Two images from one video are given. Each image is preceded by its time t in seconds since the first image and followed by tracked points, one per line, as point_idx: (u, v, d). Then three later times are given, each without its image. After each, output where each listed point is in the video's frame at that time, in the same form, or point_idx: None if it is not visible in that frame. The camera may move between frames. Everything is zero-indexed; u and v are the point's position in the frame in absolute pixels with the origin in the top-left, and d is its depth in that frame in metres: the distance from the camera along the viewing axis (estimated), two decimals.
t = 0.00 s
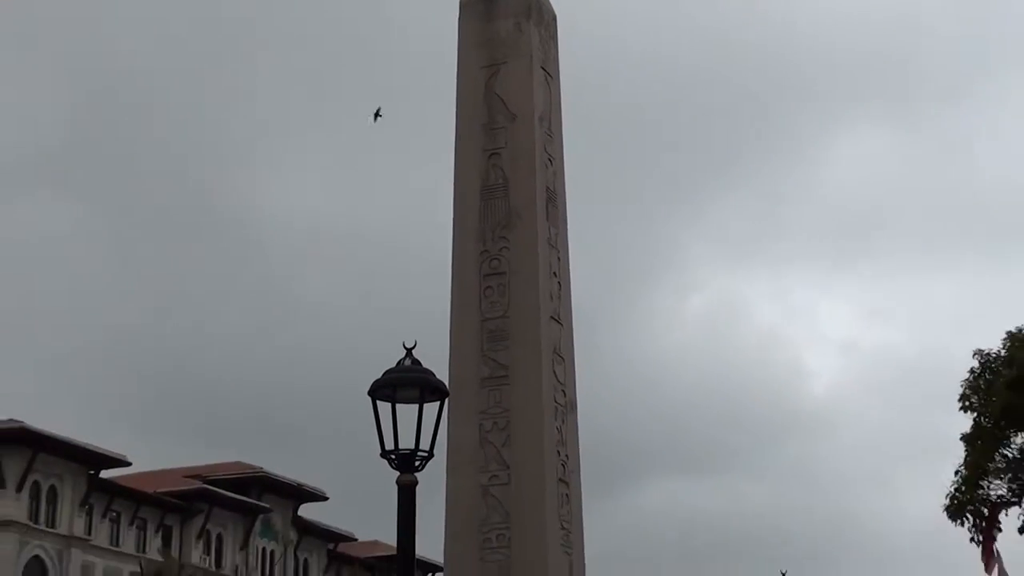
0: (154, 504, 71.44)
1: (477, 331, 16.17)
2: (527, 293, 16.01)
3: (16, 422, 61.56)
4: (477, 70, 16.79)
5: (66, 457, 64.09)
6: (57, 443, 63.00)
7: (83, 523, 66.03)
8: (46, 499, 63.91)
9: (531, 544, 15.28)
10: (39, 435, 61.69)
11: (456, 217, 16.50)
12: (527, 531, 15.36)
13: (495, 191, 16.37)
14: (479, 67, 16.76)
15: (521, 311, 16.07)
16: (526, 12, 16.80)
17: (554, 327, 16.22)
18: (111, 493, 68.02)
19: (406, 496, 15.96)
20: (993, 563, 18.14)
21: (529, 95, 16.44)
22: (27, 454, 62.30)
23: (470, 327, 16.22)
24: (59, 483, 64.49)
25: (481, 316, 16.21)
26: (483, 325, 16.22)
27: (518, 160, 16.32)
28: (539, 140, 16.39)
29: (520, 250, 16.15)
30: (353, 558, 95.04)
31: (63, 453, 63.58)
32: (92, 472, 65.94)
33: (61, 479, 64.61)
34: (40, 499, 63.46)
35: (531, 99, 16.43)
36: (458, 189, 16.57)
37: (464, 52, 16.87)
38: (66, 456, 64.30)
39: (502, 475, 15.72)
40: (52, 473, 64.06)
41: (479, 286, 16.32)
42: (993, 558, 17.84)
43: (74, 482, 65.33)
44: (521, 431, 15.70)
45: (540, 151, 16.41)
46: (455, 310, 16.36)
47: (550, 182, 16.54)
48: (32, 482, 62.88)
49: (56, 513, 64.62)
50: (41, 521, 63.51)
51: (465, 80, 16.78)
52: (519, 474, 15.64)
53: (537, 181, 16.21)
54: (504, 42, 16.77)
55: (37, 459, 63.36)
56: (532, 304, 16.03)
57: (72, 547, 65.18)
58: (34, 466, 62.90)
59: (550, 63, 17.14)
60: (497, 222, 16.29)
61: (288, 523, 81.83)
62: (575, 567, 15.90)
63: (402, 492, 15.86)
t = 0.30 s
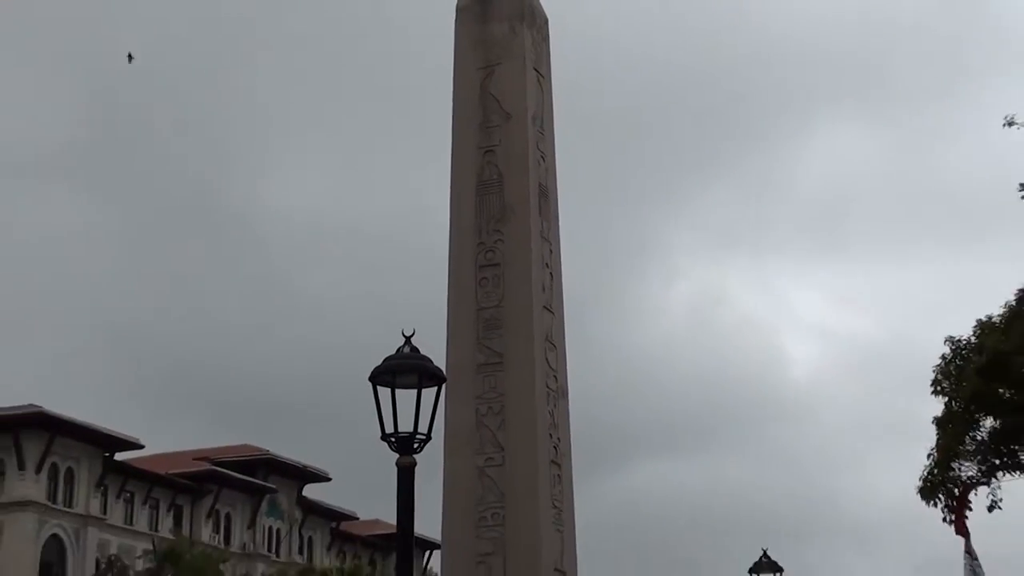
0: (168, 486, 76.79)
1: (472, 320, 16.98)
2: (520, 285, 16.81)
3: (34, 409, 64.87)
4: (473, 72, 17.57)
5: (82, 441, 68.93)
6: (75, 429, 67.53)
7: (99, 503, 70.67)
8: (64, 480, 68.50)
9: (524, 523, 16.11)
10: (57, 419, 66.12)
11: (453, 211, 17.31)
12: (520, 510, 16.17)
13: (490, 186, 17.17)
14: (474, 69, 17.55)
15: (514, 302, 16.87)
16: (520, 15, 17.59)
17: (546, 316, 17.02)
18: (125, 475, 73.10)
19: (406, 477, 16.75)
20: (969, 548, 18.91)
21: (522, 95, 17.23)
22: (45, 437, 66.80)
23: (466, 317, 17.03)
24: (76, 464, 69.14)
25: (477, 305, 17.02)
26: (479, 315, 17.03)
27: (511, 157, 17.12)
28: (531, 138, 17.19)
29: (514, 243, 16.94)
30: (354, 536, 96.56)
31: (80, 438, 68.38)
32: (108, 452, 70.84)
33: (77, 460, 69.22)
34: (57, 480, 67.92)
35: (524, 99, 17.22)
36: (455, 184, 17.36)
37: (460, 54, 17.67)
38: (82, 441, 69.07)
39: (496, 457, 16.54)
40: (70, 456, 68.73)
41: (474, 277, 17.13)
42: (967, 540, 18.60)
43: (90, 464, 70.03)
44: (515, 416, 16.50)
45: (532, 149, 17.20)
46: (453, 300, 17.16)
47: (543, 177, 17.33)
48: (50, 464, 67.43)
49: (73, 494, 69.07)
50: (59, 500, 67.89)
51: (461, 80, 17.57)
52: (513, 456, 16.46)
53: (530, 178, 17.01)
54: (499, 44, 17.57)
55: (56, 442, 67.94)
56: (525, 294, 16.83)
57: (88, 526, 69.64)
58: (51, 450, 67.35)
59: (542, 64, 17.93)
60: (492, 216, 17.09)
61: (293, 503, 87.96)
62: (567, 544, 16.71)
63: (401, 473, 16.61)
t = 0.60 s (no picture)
0: (183, 465, 77.85)
1: (472, 308, 17.81)
2: (518, 274, 17.66)
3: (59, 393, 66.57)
4: (473, 71, 18.41)
5: (103, 423, 70.28)
6: (95, 412, 68.89)
7: (117, 482, 72.07)
8: (85, 460, 69.87)
9: (520, 501, 16.98)
10: (77, 402, 67.55)
11: (453, 204, 18.14)
12: (518, 489, 17.03)
13: (489, 181, 18.01)
14: (474, 68, 18.39)
15: (512, 290, 17.71)
16: (518, 18, 18.44)
17: (542, 304, 17.88)
18: (143, 455, 74.41)
19: (408, 456, 17.67)
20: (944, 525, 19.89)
21: (519, 94, 18.08)
22: (68, 419, 68.27)
23: (465, 305, 17.87)
24: (97, 446, 70.59)
25: (476, 294, 17.86)
26: (479, 303, 17.87)
27: (509, 152, 17.97)
28: (528, 135, 18.04)
29: (511, 235, 17.78)
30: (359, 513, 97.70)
31: (101, 420, 69.76)
32: (127, 435, 72.31)
33: (98, 442, 70.66)
34: (79, 460, 69.27)
35: (521, 98, 18.07)
36: (455, 179, 18.21)
37: (461, 53, 18.51)
38: (101, 423, 70.40)
39: (494, 438, 17.40)
40: (90, 438, 70.07)
41: (474, 267, 17.97)
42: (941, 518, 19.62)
43: (110, 446, 71.52)
44: (513, 400, 17.34)
45: (530, 145, 18.05)
46: (453, 288, 18.00)
47: (539, 172, 18.18)
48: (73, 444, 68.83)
49: (94, 473, 70.41)
50: (81, 479, 69.30)
51: (462, 78, 18.40)
52: (511, 437, 17.30)
53: (526, 172, 17.85)
54: (497, 45, 18.41)
55: (78, 424, 69.32)
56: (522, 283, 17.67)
57: (107, 503, 70.98)
58: (74, 431, 68.78)
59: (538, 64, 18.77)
60: (491, 209, 17.93)
61: (301, 481, 88.98)
62: (561, 521, 17.61)
63: (404, 453, 17.55)
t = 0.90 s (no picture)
0: (201, 447, 78.78)
1: (477, 297, 18.53)
2: (520, 265, 18.39)
3: (85, 378, 67.47)
4: (478, 72, 19.25)
5: (126, 406, 71.24)
6: (120, 396, 69.82)
7: (139, 463, 73.04)
8: (108, 443, 70.72)
9: (523, 480, 17.62)
10: (102, 386, 68.50)
11: (459, 198, 18.92)
12: (521, 469, 17.67)
13: (493, 177, 18.82)
14: (480, 69, 19.23)
15: (514, 280, 18.44)
16: (521, 21, 19.28)
17: (543, 295, 18.60)
18: (163, 436, 75.34)
19: (417, 439, 18.45)
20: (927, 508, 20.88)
21: (522, 93, 18.92)
22: (92, 403, 69.13)
23: (471, 295, 18.62)
24: (119, 429, 71.46)
25: (481, 284, 18.58)
26: (483, 292, 18.59)
27: (513, 149, 18.79)
28: (530, 133, 18.86)
29: (514, 227, 18.54)
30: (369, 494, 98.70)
31: (124, 403, 70.68)
32: (148, 418, 73.26)
33: (120, 426, 71.54)
34: (103, 442, 70.17)
35: (524, 96, 18.91)
36: (461, 175, 19.02)
37: (466, 56, 19.39)
38: (124, 406, 71.38)
39: (499, 421, 18.05)
40: (114, 421, 70.99)
41: (478, 259, 18.73)
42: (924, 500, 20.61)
43: (131, 429, 72.46)
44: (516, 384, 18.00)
45: (532, 142, 18.87)
46: (460, 279, 18.74)
47: (541, 168, 18.98)
48: (96, 428, 69.67)
49: (117, 454, 71.35)
50: (104, 460, 70.23)
51: (467, 79, 19.25)
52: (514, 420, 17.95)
53: (529, 166, 18.64)
54: (502, 46, 19.25)
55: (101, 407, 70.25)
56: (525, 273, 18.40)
57: (130, 483, 71.90)
58: (98, 414, 69.72)
59: (540, 65, 19.59)
60: (495, 202, 18.74)
61: (314, 463, 89.93)
62: (562, 502, 18.22)
63: (412, 436, 18.33)
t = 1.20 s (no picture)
0: (217, 433, 79.76)
1: (479, 289, 19.04)
2: (520, 257, 18.97)
3: (106, 367, 68.68)
4: (480, 75, 20.07)
5: (146, 394, 72.29)
6: (140, 384, 70.91)
7: (157, 448, 74.08)
8: (128, 430, 71.74)
9: (524, 463, 17.98)
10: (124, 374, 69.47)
11: (462, 195, 19.57)
12: (522, 453, 18.02)
13: (494, 174, 19.53)
14: (482, 72, 20.05)
15: (514, 272, 19.00)
16: (521, 27, 20.21)
17: (542, 288, 19.17)
18: (182, 422, 76.32)
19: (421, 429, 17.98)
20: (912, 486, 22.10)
21: (522, 94, 19.77)
22: (114, 391, 70.24)
23: (472, 287, 19.13)
24: (138, 417, 72.47)
25: (482, 277, 19.11)
26: (485, 284, 19.12)
27: (513, 147, 19.56)
28: (529, 132, 19.67)
29: (514, 222, 19.18)
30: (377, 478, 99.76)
31: (144, 391, 71.75)
32: (167, 405, 74.30)
33: (140, 413, 72.56)
34: (123, 428, 71.21)
35: (524, 98, 19.76)
36: (464, 173, 19.71)
37: (468, 60, 20.23)
38: (144, 395, 72.41)
39: (500, 408, 18.39)
40: (134, 408, 72.05)
41: (479, 253, 19.28)
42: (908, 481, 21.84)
43: (151, 416, 73.49)
44: (516, 370, 18.46)
45: (531, 142, 19.67)
46: (462, 272, 19.28)
47: (539, 167, 19.76)
48: (117, 415, 70.71)
49: (137, 440, 72.34)
50: (125, 446, 71.29)
51: (470, 82, 20.07)
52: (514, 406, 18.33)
53: (529, 163, 19.41)
54: (503, 50, 20.11)
55: (122, 395, 71.34)
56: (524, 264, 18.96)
57: (150, 467, 73.00)
58: (119, 402, 70.81)
59: (538, 71, 20.46)
60: (497, 198, 19.39)
61: (324, 448, 90.85)
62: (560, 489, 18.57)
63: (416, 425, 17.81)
